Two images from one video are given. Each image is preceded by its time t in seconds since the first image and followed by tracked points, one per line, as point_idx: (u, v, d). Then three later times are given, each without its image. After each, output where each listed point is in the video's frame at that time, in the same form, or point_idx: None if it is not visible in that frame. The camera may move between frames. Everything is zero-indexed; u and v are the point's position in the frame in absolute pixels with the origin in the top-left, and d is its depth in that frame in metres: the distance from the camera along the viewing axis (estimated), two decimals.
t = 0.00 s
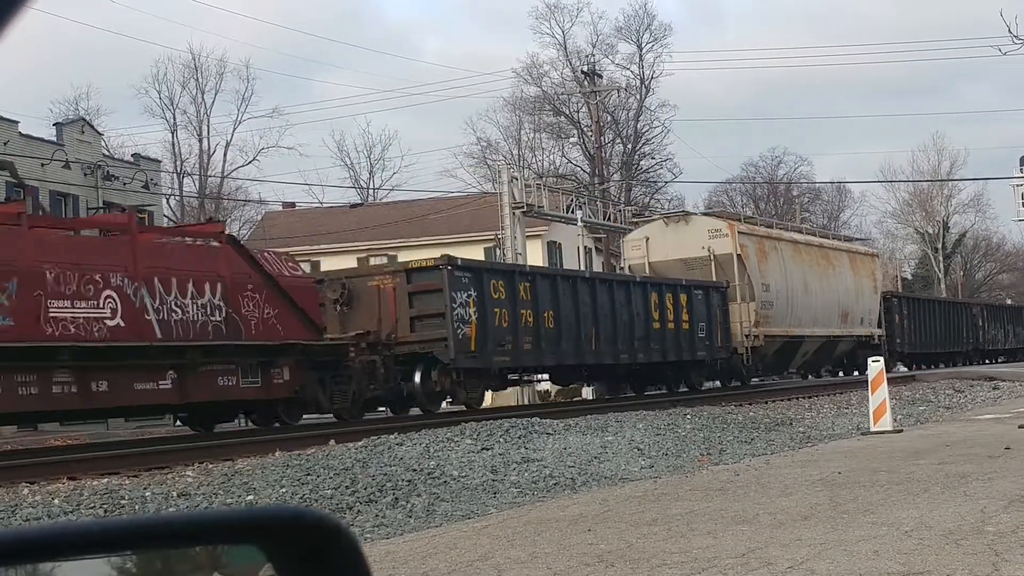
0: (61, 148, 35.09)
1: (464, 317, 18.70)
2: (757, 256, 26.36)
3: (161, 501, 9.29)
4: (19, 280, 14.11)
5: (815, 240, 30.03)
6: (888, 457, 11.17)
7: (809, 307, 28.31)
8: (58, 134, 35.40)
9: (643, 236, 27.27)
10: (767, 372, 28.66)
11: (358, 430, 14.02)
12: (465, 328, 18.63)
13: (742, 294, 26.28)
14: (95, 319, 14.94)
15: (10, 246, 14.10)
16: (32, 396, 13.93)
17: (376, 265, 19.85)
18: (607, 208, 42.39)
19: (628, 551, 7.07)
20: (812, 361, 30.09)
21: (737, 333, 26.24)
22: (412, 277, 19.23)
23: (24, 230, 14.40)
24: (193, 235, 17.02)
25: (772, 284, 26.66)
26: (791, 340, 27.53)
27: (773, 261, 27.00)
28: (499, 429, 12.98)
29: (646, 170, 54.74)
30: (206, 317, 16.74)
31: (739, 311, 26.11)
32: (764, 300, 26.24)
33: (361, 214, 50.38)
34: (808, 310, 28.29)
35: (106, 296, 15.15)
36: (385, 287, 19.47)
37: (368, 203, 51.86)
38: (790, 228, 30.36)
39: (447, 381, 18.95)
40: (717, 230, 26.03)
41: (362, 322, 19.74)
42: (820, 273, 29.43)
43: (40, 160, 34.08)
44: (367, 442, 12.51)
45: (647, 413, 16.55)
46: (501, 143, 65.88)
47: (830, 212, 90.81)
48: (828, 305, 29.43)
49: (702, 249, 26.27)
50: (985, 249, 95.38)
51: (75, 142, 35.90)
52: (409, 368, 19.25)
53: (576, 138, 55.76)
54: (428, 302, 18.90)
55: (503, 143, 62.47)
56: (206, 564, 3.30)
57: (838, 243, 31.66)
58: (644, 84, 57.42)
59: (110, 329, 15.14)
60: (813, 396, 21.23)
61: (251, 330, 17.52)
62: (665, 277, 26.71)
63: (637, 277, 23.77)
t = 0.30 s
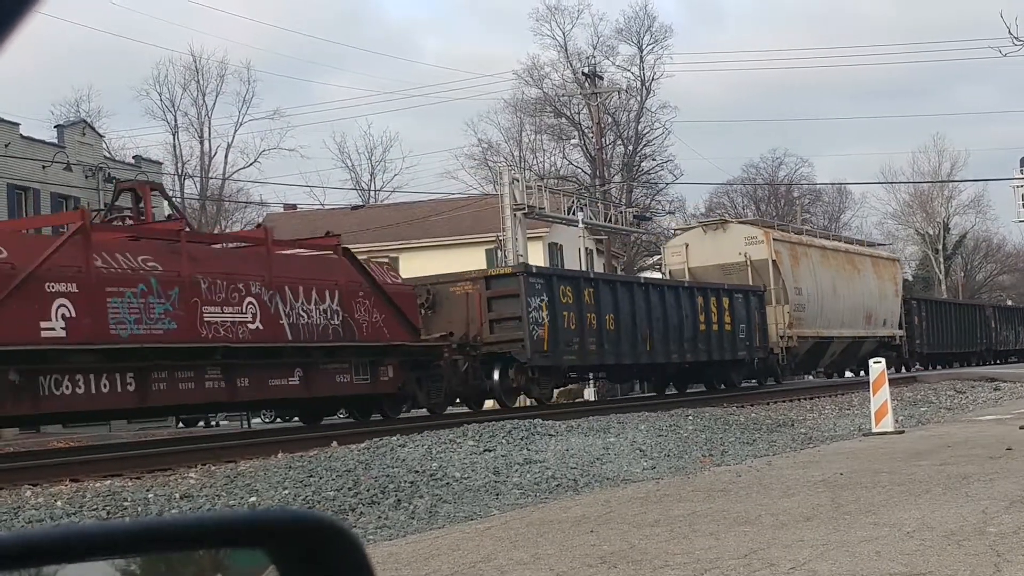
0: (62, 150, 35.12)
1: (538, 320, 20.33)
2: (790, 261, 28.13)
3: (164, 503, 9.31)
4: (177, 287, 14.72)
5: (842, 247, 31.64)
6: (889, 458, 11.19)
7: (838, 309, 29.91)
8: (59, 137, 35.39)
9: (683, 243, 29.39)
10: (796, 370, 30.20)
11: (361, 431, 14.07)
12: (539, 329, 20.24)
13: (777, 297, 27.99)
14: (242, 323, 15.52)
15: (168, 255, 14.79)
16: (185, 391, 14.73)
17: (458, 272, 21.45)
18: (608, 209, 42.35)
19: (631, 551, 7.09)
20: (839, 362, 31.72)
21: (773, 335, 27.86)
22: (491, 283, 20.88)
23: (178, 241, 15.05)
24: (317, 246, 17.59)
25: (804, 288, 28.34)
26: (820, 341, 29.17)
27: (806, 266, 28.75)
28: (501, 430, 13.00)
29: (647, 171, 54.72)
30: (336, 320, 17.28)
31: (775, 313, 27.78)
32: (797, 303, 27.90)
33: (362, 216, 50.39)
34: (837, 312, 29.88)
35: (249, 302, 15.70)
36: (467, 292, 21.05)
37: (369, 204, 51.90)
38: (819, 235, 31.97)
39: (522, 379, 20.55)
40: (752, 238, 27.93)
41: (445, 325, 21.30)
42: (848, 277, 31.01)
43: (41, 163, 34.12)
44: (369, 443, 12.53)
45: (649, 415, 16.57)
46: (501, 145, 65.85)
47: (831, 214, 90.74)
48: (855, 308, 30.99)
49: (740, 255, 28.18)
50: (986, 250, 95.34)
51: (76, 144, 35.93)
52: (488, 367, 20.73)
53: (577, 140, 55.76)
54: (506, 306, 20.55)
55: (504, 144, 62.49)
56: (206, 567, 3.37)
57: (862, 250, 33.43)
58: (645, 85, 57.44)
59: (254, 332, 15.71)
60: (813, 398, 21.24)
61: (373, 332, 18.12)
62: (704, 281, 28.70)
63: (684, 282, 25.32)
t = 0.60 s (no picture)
0: (61, 150, 35.07)
1: (599, 321, 21.32)
2: (817, 264, 29.81)
3: (162, 502, 9.30)
4: (302, 291, 16.49)
5: (862, 249, 33.33)
6: (888, 456, 11.19)
7: (862, 309, 31.61)
8: (58, 136, 35.30)
9: (717, 247, 31.09)
10: (822, 367, 31.67)
11: (361, 430, 14.06)
12: (600, 329, 21.34)
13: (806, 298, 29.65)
14: (353, 322, 17.23)
15: (294, 263, 16.62)
16: (309, 383, 16.46)
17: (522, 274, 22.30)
18: (608, 208, 42.30)
19: (630, 550, 7.08)
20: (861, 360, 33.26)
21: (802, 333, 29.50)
22: (556, 286, 21.72)
23: (301, 251, 16.87)
24: (412, 254, 19.42)
25: (829, 289, 30.01)
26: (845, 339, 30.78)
27: (832, 268, 30.40)
28: (500, 429, 12.98)
29: (646, 170, 54.71)
30: (430, 320, 18.96)
31: (805, 313, 29.34)
32: (824, 302, 29.57)
33: (361, 216, 50.33)
34: (860, 311, 31.56)
35: (359, 303, 17.42)
36: (531, 293, 21.89)
37: (368, 204, 51.84)
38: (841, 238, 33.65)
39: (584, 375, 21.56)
40: (783, 242, 29.63)
41: (511, 324, 22.11)
42: (868, 278, 32.68)
43: (40, 162, 34.07)
44: (368, 442, 12.52)
45: (649, 413, 16.57)
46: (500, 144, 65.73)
47: (830, 212, 90.72)
48: (876, 308, 32.68)
49: (771, 258, 29.86)
50: (985, 248, 95.35)
51: (74, 143, 35.77)
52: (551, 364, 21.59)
53: (577, 139, 55.74)
54: (572, 307, 21.45)
55: (503, 143, 62.37)
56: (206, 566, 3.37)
57: (880, 251, 35.17)
58: (644, 83, 57.43)
59: (363, 330, 17.42)
60: (812, 396, 21.26)
61: (460, 331, 19.73)
62: (737, 282, 30.32)
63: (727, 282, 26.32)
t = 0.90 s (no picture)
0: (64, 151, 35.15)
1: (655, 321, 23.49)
2: (845, 268, 31.75)
3: (167, 504, 9.31)
4: (406, 296, 18.19)
5: (887, 253, 35.20)
6: (892, 456, 11.19)
7: (886, 309, 33.56)
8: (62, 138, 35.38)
9: (751, 251, 33.13)
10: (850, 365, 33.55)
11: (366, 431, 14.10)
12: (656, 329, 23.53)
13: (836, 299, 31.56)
14: (448, 324, 18.92)
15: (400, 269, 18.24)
16: (410, 378, 18.24)
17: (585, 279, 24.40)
18: (611, 209, 42.28)
19: (634, 551, 7.08)
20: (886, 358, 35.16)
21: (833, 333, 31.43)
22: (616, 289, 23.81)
23: (404, 259, 18.52)
24: (493, 260, 21.09)
25: (857, 291, 31.91)
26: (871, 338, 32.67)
27: (859, 271, 32.37)
28: (503, 430, 12.99)
29: (650, 170, 54.70)
30: (511, 321, 20.61)
31: (836, 314, 31.35)
32: (852, 304, 31.50)
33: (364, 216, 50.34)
34: (886, 312, 33.47)
35: (453, 307, 19.10)
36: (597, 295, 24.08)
37: (372, 204, 51.85)
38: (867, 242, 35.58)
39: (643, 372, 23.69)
40: (814, 246, 31.68)
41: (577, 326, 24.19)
42: (893, 280, 34.54)
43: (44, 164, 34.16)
44: (372, 443, 12.55)
45: (654, 413, 16.60)
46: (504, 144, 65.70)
47: (834, 212, 90.61)
48: (900, 309, 34.53)
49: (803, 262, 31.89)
50: (989, 248, 95.17)
51: (77, 144, 35.84)
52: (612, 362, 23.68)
53: (580, 139, 55.75)
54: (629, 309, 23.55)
55: (506, 143, 62.34)
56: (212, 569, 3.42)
57: (904, 255, 37.12)
58: (647, 84, 57.41)
59: (456, 331, 19.11)
60: (816, 396, 21.25)
61: (536, 332, 21.43)
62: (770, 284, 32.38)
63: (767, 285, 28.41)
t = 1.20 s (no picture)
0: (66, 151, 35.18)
1: (704, 321, 25.14)
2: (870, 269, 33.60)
3: (170, 502, 9.32)
4: (489, 298, 19.67)
5: (908, 254, 37.05)
6: (895, 454, 11.19)
7: (909, 309, 35.41)
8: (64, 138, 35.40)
9: (781, 254, 35.07)
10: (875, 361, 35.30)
11: (368, 429, 14.11)
12: (705, 328, 25.16)
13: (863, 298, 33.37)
14: (525, 323, 20.34)
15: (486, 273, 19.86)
16: (494, 372, 19.76)
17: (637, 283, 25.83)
18: (613, 207, 42.25)
19: (637, 549, 7.07)
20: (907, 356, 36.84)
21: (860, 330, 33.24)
22: (667, 291, 25.25)
23: (486, 265, 20.01)
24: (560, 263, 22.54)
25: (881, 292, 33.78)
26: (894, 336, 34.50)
27: (884, 273, 34.25)
28: (506, 429, 12.99)
29: (652, 168, 54.66)
30: (578, 320, 22.05)
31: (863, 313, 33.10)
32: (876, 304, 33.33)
33: (366, 215, 50.31)
34: (908, 311, 35.30)
35: (529, 308, 20.54)
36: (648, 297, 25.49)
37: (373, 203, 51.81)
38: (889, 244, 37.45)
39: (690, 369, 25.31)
40: (842, 249, 33.59)
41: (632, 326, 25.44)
42: (914, 280, 36.40)
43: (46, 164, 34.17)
44: (375, 441, 12.54)
45: (656, 411, 16.60)
46: (505, 142, 65.59)
47: (836, 210, 90.47)
48: (920, 307, 36.34)
49: (831, 263, 33.77)
50: (992, 246, 95.08)
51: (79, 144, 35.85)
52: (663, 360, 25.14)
53: (582, 137, 55.73)
54: (681, 310, 24.97)
55: (508, 142, 62.32)
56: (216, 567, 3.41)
57: (923, 256, 38.94)
58: (650, 82, 57.36)
59: (531, 330, 20.47)
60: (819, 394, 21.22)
61: (600, 330, 22.74)
62: (800, 284, 34.34)
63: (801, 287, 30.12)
